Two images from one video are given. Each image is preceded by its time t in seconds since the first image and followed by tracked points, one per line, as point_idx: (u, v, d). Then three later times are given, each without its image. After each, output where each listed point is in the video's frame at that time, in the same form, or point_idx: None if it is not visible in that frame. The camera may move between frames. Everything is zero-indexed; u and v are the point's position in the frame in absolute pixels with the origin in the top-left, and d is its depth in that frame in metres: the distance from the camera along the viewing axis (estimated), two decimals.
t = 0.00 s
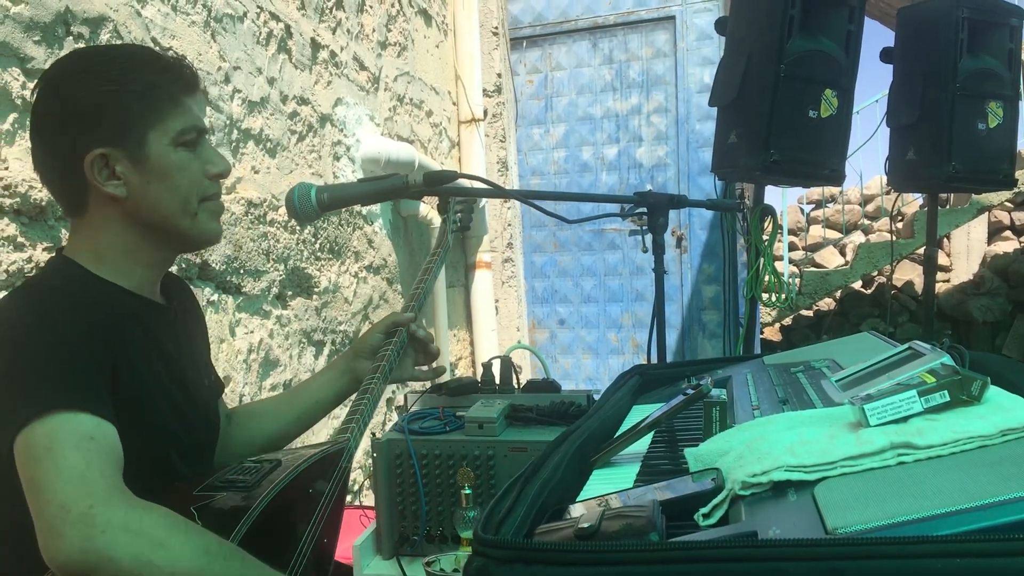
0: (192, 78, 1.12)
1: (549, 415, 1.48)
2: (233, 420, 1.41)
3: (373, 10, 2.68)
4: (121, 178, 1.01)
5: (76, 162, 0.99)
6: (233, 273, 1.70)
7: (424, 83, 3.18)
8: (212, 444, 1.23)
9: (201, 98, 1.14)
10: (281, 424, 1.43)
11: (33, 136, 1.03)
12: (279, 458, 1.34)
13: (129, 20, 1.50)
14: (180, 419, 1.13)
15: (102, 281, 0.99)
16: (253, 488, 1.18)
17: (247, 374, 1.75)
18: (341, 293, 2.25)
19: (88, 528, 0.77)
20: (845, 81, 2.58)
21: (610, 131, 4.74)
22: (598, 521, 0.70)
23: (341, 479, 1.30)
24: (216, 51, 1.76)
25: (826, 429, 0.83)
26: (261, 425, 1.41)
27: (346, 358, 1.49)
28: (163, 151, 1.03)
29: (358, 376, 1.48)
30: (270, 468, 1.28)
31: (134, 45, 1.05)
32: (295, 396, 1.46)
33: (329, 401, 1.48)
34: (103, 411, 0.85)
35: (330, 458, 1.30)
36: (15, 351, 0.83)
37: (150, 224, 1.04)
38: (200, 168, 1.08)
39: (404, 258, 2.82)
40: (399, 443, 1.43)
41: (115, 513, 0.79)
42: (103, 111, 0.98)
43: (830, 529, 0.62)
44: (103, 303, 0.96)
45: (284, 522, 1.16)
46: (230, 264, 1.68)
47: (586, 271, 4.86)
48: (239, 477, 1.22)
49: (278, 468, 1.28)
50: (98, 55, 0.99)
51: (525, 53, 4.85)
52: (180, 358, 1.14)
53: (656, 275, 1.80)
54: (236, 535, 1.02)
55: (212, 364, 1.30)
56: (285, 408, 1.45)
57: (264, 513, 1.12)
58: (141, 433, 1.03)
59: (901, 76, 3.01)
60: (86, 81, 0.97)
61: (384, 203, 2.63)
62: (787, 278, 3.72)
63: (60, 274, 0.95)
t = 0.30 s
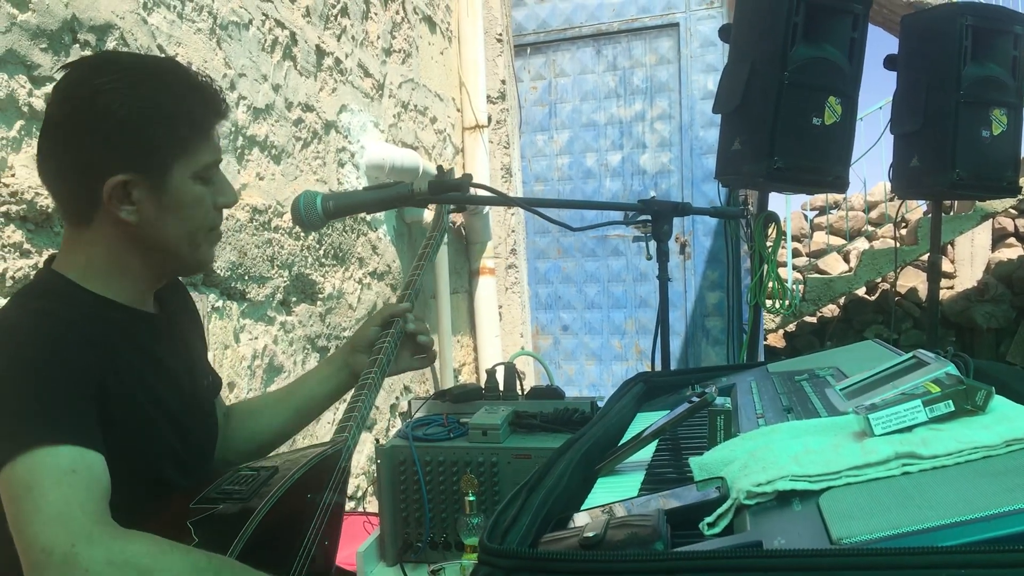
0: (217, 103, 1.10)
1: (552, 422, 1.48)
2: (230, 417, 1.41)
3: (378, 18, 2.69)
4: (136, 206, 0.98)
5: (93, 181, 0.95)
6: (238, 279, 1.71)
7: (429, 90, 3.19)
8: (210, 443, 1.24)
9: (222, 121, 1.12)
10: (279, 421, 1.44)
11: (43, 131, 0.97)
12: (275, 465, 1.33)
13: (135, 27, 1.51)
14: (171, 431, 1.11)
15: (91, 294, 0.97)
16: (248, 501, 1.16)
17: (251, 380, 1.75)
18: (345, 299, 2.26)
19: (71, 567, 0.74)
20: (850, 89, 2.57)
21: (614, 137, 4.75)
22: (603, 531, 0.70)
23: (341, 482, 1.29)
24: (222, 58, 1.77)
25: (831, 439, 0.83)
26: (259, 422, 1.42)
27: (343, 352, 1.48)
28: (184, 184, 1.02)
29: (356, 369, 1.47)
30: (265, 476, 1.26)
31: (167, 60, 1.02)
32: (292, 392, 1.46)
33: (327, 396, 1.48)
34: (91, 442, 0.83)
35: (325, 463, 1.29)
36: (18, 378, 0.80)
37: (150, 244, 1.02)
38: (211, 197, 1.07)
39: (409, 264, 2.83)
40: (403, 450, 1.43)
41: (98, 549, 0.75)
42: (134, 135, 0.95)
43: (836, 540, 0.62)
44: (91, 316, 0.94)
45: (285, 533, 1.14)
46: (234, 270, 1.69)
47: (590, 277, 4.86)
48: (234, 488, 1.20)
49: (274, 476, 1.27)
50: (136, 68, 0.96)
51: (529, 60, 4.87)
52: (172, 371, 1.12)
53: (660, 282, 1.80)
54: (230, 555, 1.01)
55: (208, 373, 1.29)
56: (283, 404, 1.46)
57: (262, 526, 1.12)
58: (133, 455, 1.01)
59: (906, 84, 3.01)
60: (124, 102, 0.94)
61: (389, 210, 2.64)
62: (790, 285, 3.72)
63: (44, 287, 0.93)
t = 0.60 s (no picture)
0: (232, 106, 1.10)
1: (555, 424, 1.47)
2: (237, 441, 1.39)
3: (381, 20, 2.70)
4: (160, 215, 1.00)
5: (116, 196, 0.96)
6: (240, 281, 1.71)
7: (431, 92, 3.19)
8: (218, 444, 1.24)
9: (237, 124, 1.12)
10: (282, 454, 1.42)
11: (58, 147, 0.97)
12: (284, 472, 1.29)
13: (138, 29, 1.51)
14: (174, 434, 1.12)
15: (100, 295, 0.98)
16: (251, 508, 1.14)
17: (253, 382, 1.75)
18: (347, 301, 2.26)
19: None
20: (852, 91, 2.57)
21: (616, 139, 4.75)
22: (605, 533, 0.70)
23: (356, 490, 1.26)
24: (224, 61, 1.78)
25: (834, 441, 0.83)
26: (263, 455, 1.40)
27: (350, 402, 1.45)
28: (206, 191, 1.03)
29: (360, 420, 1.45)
30: (274, 482, 1.23)
31: (180, 64, 1.02)
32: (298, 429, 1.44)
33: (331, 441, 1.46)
34: (87, 451, 0.83)
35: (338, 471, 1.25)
36: (18, 380, 0.80)
37: (174, 250, 1.04)
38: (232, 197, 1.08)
39: (411, 266, 2.83)
40: (405, 452, 1.43)
41: (73, 564, 0.75)
42: (154, 148, 0.96)
43: (838, 542, 0.62)
44: (98, 317, 0.95)
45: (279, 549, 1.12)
46: (237, 273, 1.69)
47: (592, 279, 4.86)
48: (239, 494, 1.17)
49: (283, 482, 1.23)
50: (149, 80, 0.96)
51: (532, 62, 4.87)
52: (179, 375, 1.12)
53: (664, 284, 1.80)
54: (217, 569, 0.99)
55: (223, 372, 1.30)
56: (287, 439, 1.45)
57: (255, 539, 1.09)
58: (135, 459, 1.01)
59: (909, 86, 3.01)
60: (143, 119, 0.94)
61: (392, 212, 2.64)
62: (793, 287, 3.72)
63: (53, 290, 0.94)
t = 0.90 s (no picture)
0: (252, 104, 1.12)
1: (556, 422, 1.48)
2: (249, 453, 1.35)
3: (382, 18, 2.69)
4: (192, 208, 1.01)
5: (151, 189, 0.97)
6: (241, 279, 1.71)
7: (432, 91, 3.19)
8: (229, 446, 1.23)
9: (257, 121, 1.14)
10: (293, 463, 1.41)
11: (82, 149, 0.98)
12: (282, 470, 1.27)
13: (139, 27, 1.51)
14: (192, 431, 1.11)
15: (123, 288, 0.98)
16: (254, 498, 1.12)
17: (254, 380, 1.75)
18: (348, 299, 2.26)
19: (44, 556, 0.74)
20: (852, 90, 2.57)
21: (616, 138, 4.75)
22: (607, 530, 0.70)
23: (355, 489, 1.29)
24: (225, 59, 1.78)
25: (835, 439, 0.83)
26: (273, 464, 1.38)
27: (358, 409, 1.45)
28: (234, 183, 1.05)
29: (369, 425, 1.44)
30: (271, 479, 1.20)
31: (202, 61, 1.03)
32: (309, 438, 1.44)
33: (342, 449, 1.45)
34: (96, 436, 0.82)
35: (340, 469, 1.25)
36: (39, 364, 0.81)
37: (205, 244, 1.05)
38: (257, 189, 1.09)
39: (412, 265, 2.83)
40: (406, 450, 1.43)
41: (73, 543, 0.76)
42: (181, 141, 0.97)
43: (840, 539, 0.62)
44: (122, 315, 0.95)
45: (278, 548, 1.15)
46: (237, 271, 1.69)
47: (592, 278, 4.87)
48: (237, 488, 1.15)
49: (281, 480, 1.20)
50: (174, 75, 0.97)
51: (533, 60, 4.87)
52: (196, 373, 1.12)
53: (664, 283, 1.80)
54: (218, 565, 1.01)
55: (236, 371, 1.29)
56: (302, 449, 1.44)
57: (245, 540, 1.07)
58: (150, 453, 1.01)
59: (910, 85, 3.01)
60: (170, 113, 0.96)
61: (392, 211, 2.64)
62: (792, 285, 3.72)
63: (77, 280, 0.93)
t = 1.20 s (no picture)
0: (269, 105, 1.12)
1: (552, 418, 1.48)
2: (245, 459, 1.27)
3: (378, 13, 2.69)
4: (215, 200, 1.01)
5: (177, 179, 0.97)
6: (237, 275, 1.71)
7: (429, 86, 3.18)
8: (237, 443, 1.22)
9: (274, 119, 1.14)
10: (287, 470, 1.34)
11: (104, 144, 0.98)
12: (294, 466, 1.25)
13: (135, 22, 1.51)
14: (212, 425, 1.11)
15: (144, 281, 0.95)
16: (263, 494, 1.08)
17: (251, 376, 1.75)
18: (345, 295, 2.26)
19: (84, 520, 0.75)
20: (850, 86, 2.57)
21: (614, 134, 4.75)
22: (603, 525, 0.70)
23: (356, 494, 1.26)
24: (222, 53, 1.77)
25: (831, 434, 0.83)
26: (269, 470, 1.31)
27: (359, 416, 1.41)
28: (255, 176, 1.04)
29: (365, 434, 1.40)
30: (284, 474, 1.18)
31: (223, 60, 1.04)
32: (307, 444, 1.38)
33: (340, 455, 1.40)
34: (131, 412, 0.83)
35: (348, 467, 1.23)
36: (76, 346, 0.81)
37: (225, 237, 1.04)
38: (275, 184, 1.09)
39: (408, 261, 2.82)
40: (403, 446, 1.43)
41: (114, 505, 0.77)
42: (206, 134, 0.97)
43: (836, 534, 0.62)
44: (149, 314, 0.92)
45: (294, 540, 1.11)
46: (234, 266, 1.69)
47: (589, 274, 4.86)
48: (251, 482, 1.12)
49: (294, 474, 1.19)
50: (197, 72, 0.97)
51: (530, 56, 4.86)
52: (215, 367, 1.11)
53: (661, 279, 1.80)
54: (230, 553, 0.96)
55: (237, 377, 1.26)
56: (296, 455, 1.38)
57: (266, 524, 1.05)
58: (172, 442, 0.99)
59: (907, 80, 3.01)
60: (195, 107, 0.96)
61: (389, 207, 2.64)
62: (789, 281, 3.73)
63: (101, 275, 0.90)
